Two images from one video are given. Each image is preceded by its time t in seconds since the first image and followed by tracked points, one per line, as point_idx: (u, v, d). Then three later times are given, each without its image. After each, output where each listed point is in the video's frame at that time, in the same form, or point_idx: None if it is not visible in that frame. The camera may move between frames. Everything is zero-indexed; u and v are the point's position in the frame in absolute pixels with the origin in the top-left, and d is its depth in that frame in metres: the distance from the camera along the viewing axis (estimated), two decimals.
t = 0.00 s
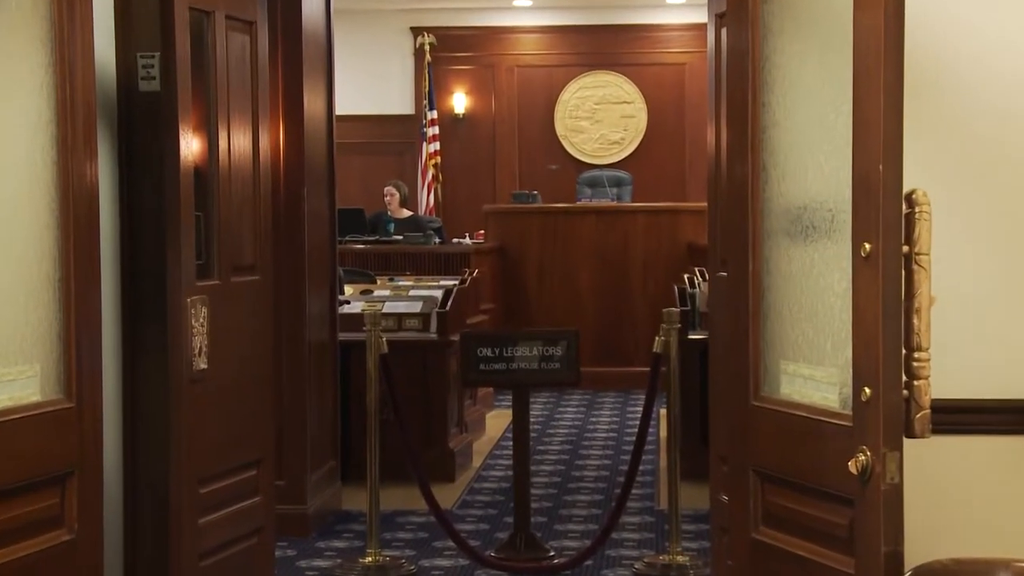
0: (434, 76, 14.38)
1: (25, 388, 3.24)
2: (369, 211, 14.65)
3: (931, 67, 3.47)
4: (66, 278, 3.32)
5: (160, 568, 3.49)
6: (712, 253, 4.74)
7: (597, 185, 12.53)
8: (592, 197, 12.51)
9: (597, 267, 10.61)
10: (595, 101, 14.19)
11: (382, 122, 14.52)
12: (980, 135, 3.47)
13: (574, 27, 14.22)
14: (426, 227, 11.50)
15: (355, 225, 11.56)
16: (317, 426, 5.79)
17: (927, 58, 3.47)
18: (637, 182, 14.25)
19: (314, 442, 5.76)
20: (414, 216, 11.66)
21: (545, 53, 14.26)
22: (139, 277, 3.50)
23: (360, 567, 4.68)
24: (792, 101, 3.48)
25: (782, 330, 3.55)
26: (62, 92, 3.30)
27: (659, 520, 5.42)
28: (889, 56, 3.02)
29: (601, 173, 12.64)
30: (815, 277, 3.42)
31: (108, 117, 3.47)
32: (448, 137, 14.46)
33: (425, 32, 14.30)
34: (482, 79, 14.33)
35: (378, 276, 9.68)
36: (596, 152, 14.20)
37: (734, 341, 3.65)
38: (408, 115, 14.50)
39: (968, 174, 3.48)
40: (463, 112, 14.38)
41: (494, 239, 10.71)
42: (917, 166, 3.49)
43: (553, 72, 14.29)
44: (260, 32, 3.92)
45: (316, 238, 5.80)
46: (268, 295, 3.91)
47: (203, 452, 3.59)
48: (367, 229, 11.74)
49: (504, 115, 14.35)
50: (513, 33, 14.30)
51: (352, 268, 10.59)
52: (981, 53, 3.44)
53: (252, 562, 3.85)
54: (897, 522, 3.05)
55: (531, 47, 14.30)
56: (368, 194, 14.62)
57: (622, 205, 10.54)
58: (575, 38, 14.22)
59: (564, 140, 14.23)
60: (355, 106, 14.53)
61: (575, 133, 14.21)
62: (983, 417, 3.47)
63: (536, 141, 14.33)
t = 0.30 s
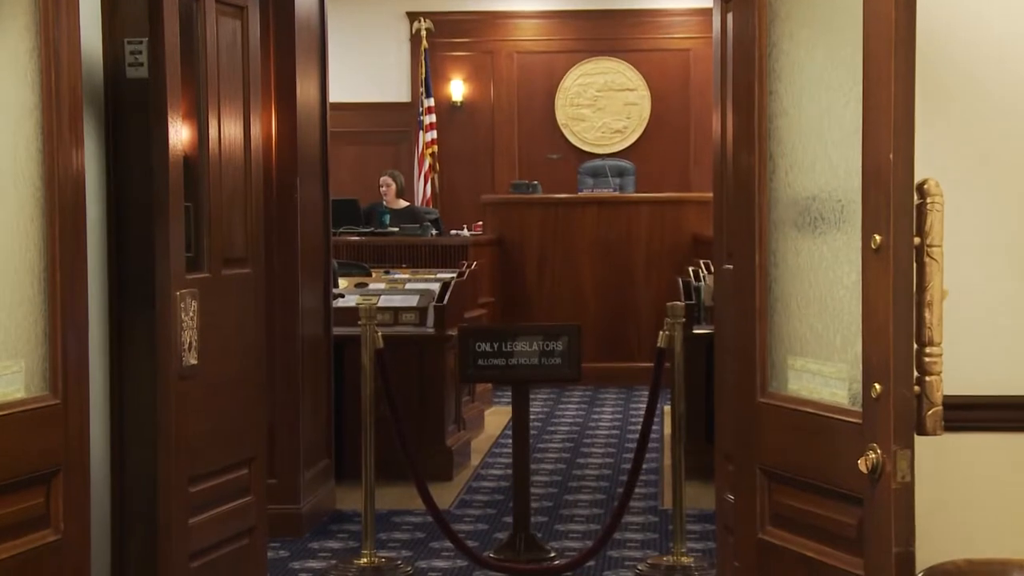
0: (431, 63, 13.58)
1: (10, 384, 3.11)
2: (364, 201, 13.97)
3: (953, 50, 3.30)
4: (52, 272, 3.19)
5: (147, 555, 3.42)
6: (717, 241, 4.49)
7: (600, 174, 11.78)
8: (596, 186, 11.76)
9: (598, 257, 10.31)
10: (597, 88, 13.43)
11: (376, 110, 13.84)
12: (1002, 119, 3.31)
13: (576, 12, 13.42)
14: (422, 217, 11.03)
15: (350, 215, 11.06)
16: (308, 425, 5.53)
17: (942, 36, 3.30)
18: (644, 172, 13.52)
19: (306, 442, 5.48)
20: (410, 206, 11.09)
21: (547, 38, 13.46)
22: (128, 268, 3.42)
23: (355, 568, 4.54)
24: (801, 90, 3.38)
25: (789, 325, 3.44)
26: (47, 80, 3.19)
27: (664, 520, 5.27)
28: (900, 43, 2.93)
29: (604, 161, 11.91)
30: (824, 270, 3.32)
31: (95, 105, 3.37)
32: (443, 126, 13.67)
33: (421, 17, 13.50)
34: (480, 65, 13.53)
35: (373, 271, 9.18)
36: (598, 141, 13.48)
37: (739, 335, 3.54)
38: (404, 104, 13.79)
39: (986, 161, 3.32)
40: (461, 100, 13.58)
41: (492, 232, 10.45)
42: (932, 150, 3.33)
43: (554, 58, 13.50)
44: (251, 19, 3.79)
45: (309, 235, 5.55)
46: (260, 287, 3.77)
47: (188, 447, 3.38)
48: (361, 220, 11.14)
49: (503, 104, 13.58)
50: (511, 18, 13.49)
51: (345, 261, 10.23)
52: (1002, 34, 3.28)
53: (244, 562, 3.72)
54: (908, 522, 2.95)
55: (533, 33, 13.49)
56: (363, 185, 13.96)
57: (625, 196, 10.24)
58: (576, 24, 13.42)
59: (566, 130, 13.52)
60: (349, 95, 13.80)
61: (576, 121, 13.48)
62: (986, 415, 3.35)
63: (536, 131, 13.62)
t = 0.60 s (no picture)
0: (428, 50, 13.41)
1: None
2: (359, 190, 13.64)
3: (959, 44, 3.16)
4: (37, 263, 3.07)
5: (136, 554, 3.30)
6: (723, 232, 4.28)
7: (602, 163, 11.57)
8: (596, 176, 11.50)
9: (600, 246, 9.97)
10: (599, 75, 13.18)
11: (372, 100, 13.53)
12: (1009, 118, 3.17)
13: None
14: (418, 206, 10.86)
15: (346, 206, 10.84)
16: (302, 419, 5.36)
17: (948, 30, 3.17)
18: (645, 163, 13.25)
19: (299, 439, 5.30)
20: (407, 195, 10.86)
21: (547, 24, 13.22)
22: (114, 261, 3.28)
23: (350, 568, 4.42)
24: (810, 75, 3.27)
25: (797, 318, 3.34)
26: (31, 64, 3.05)
27: (668, 519, 5.15)
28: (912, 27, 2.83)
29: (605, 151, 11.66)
30: (832, 262, 3.22)
31: (80, 89, 3.23)
32: (441, 113, 13.44)
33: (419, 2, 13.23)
34: (478, 51, 13.31)
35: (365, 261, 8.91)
36: (599, 128, 13.22)
37: (744, 329, 3.43)
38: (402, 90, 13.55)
39: (999, 156, 3.18)
40: (459, 87, 13.38)
41: (492, 222, 10.14)
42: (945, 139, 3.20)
43: (553, 44, 13.25)
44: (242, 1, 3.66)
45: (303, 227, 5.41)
46: (251, 279, 3.67)
47: (178, 444, 3.30)
48: (356, 211, 10.87)
49: (503, 91, 13.34)
50: (511, 3, 13.26)
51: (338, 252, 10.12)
52: (1010, 27, 3.14)
53: (235, 563, 3.61)
54: (920, 521, 2.86)
55: (531, 18, 13.26)
56: (359, 174, 13.62)
57: (627, 185, 9.91)
58: (579, 9, 13.16)
59: (567, 118, 13.25)
60: (347, 81, 13.55)
61: (577, 108, 13.22)
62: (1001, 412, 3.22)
63: (536, 119, 13.32)
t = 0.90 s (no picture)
0: (425, 39, 13.02)
1: None
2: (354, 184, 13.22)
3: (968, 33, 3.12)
4: (21, 260, 2.94)
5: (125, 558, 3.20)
6: (729, 229, 4.18)
7: (603, 155, 11.07)
8: (597, 167, 11.01)
9: (602, 240, 9.78)
10: (601, 64, 12.82)
11: (365, 89, 13.20)
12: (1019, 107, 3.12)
13: None
14: (415, 200, 10.38)
15: (340, 201, 10.52)
16: (295, 415, 5.23)
17: (956, 18, 3.12)
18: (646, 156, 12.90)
19: (292, 443, 5.18)
20: (403, 188, 10.44)
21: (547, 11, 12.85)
22: (102, 256, 3.17)
23: (343, 572, 4.31)
24: (817, 64, 3.17)
25: (804, 315, 3.24)
26: (15, 54, 2.92)
27: (671, 522, 5.05)
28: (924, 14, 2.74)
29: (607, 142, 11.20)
30: (841, 257, 3.12)
31: (65, 79, 3.12)
32: (437, 104, 13.08)
33: None
34: (475, 38, 12.95)
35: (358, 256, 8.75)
36: (601, 120, 12.86)
37: (750, 326, 3.33)
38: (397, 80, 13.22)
39: (1008, 151, 3.11)
40: (456, 77, 13.00)
41: (490, 217, 9.93)
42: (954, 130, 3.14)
43: (553, 34, 12.88)
44: None
45: (298, 215, 5.31)
46: (242, 276, 3.57)
47: (168, 446, 3.20)
48: (350, 205, 10.55)
49: (502, 81, 12.97)
50: None
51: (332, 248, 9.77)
52: (1014, 22, 3.09)
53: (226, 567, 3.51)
54: (931, 524, 2.77)
55: (531, 6, 12.89)
56: (353, 167, 13.21)
57: (629, 178, 9.72)
58: None
59: (568, 108, 12.89)
60: (338, 70, 13.21)
61: (578, 99, 12.85)
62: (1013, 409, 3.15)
63: (535, 110, 12.97)
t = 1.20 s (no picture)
0: (422, 26, 12.44)
1: None
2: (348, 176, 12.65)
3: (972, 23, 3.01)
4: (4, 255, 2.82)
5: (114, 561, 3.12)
6: (736, 221, 4.06)
7: (606, 146, 10.67)
8: (601, 159, 10.61)
9: (605, 235, 9.13)
10: (603, 52, 12.23)
11: (360, 79, 12.58)
12: None
13: None
14: (412, 193, 9.96)
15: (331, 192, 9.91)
16: (287, 411, 4.97)
17: (966, 5, 3.02)
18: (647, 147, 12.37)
19: (284, 437, 4.92)
20: (400, 180, 10.03)
21: None
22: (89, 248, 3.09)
23: None
24: (825, 52, 3.08)
25: (811, 311, 3.15)
26: None
27: (675, 524, 4.96)
28: None
29: (610, 134, 10.81)
30: (850, 250, 3.03)
31: (50, 67, 3.02)
32: (434, 93, 12.50)
33: None
34: (474, 25, 12.38)
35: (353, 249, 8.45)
36: (602, 109, 12.26)
37: (756, 322, 3.23)
38: (393, 68, 12.58)
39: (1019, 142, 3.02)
40: (454, 66, 12.43)
41: (489, 210, 9.28)
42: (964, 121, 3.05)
43: (553, 20, 12.31)
44: None
45: (289, 207, 5.02)
46: (233, 271, 3.47)
47: (157, 446, 3.12)
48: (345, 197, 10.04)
49: (501, 70, 12.40)
50: None
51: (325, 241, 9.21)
52: None
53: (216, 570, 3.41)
54: (943, 525, 2.68)
55: None
56: (347, 158, 12.65)
57: (632, 169, 9.08)
58: None
59: (568, 97, 12.30)
60: (333, 60, 12.59)
61: (579, 88, 12.26)
62: None
63: (534, 100, 12.41)
